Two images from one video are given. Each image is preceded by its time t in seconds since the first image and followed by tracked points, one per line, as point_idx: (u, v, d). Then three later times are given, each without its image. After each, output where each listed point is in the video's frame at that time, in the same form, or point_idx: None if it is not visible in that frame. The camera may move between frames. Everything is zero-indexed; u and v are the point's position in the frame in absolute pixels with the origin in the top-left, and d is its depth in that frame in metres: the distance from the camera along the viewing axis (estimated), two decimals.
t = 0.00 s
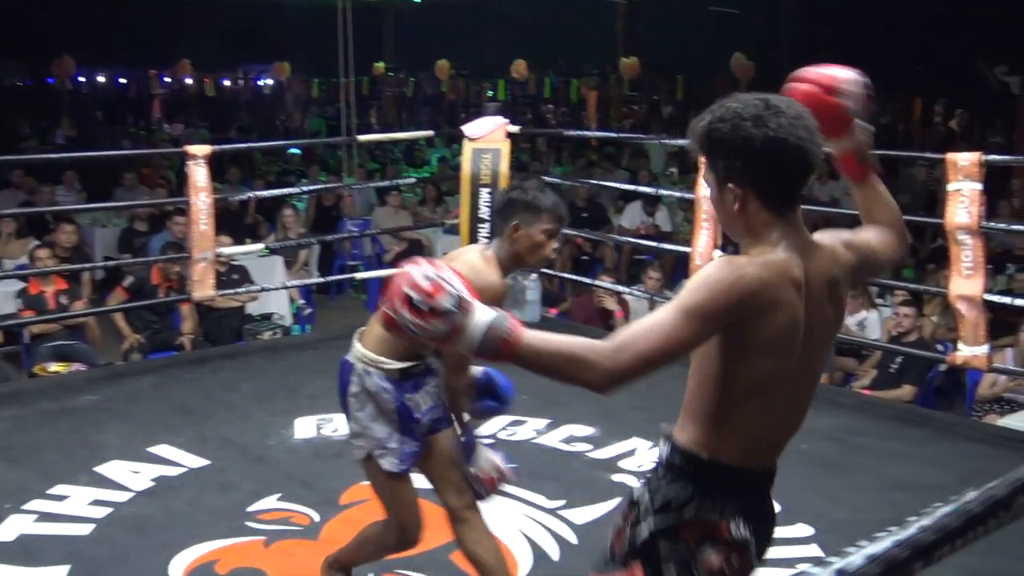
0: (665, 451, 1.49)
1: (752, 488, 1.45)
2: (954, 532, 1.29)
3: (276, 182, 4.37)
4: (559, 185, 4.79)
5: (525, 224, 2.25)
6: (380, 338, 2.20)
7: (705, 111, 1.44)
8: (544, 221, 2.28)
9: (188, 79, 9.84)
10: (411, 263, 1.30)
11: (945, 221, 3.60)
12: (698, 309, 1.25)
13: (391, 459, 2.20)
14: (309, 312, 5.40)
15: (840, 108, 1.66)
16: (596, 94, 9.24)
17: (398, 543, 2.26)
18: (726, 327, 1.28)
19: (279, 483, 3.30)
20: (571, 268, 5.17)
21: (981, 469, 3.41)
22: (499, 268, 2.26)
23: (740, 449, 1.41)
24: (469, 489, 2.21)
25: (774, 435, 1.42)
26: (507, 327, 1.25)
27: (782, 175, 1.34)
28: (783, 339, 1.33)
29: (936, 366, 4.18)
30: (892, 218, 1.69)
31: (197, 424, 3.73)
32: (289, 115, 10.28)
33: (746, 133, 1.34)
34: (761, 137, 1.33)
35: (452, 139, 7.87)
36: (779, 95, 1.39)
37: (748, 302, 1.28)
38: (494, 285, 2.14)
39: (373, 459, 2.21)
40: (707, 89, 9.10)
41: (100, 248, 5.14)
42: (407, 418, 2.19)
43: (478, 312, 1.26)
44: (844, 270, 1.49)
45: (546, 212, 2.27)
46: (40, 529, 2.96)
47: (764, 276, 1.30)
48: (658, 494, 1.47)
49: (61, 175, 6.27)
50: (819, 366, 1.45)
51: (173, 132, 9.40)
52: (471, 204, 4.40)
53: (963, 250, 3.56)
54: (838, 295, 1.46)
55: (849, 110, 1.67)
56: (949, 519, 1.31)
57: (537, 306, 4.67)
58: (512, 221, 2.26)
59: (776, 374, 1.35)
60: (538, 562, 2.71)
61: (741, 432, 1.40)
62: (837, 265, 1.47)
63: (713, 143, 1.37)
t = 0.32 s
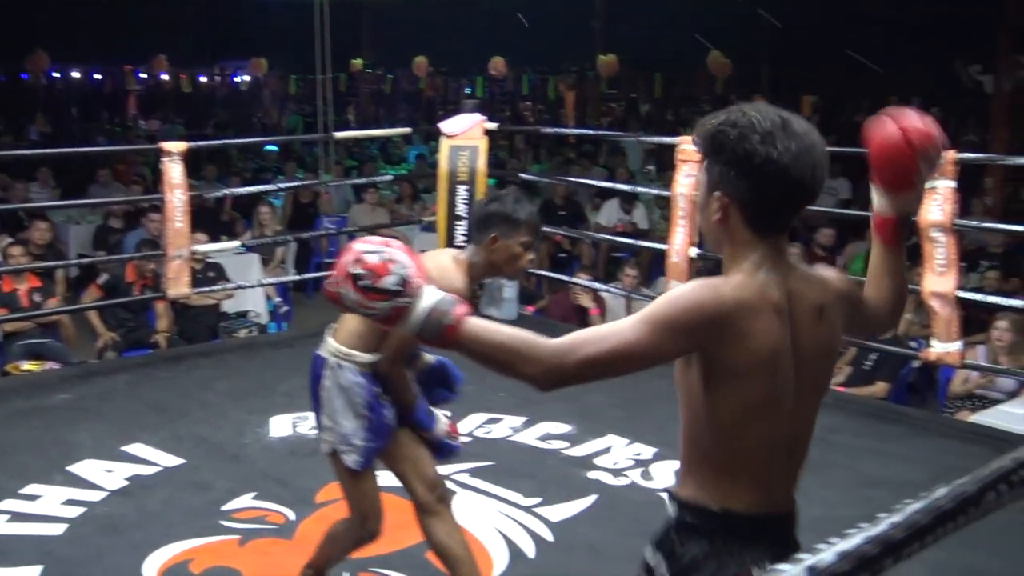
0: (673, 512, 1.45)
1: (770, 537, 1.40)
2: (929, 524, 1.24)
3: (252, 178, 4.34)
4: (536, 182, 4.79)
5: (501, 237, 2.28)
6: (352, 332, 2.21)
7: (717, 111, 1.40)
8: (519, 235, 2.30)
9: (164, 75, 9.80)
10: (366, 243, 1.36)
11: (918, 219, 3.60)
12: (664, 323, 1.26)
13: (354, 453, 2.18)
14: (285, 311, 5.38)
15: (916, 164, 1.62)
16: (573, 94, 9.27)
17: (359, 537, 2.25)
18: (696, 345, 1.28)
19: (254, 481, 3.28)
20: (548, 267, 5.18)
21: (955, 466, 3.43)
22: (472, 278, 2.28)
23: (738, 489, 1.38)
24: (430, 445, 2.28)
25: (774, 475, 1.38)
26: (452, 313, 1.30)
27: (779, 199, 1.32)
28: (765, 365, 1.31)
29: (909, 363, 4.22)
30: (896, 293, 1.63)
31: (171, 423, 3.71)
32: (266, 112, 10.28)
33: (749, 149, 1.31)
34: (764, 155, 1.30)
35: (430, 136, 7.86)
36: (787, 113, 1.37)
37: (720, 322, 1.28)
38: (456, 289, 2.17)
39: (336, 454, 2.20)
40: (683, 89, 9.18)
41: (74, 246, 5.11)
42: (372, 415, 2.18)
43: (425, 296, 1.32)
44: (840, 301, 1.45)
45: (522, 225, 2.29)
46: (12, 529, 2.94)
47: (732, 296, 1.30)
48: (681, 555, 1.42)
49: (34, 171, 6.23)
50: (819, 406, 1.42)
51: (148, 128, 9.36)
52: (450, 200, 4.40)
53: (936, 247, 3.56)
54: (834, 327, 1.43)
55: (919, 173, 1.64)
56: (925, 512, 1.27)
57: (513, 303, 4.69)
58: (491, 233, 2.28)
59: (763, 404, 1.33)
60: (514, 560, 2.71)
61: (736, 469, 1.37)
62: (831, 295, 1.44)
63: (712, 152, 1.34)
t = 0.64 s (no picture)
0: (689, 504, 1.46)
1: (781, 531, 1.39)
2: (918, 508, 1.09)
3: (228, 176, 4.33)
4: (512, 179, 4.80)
5: (474, 236, 2.30)
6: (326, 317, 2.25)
7: (713, 95, 1.37)
8: (492, 235, 2.33)
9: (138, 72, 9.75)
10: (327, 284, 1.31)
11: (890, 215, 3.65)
12: (639, 326, 1.27)
13: (321, 435, 2.25)
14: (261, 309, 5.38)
15: (923, 238, 1.60)
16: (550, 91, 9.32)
17: (325, 521, 2.27)
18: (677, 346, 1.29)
19: (231, 480, 3.28)
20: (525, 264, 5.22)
21: (926, 460, 3.47)
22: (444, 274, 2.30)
23: (741, 486, 1.37)
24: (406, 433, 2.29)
25: (778, 470, 1.37)
26: (418, 339, 1.26)
27: (764, 194, 1.29)
28: (750, 361, 1.30)
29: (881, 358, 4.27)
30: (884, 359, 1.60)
31: (147, 421, 3.70)
32: (242, 109, 10.24)
33: (734, 142, 1.28)
34: (750, 145, 1.27)
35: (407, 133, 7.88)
36: (778, 98, 1.33)
37: (700, 320, 1.28)
38: (428, 281, 2.20)
39: (302, 436, 2.26)
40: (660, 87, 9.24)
41: (48, 243, 5.08)
42: (338, 402, 2.24)
43: (391, 325, 1.26)
44: (844, 294, 1.41)
45: (494, 227, 2.33)
46: None
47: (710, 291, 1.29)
48: (694, 551, 1.44)
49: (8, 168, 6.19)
50: (826, 397, 1.39)
51: (123, 125, 9.34)
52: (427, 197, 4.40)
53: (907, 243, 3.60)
54: (837, 318, 1.39)
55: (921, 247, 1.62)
56: (913, 494, 1.12)
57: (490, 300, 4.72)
58: (465, 232, 2.30)
59: (753, 401, 1.32)
60: (490, 556, 2.72)
61: (735, 465, 1.37)
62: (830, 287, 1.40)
63: (699, 142, 1.32)
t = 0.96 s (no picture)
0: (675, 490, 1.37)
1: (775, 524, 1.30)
2: (887, 503, 1.05)
3: (207, 172, 4.32)
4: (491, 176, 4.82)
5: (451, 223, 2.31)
6: (307, 304, 2.39)
7: (716, 61, 1.27)
8: (469, 220, 2.33)
9: (118, 68, 9.89)
10: (327, 396, 1.26)
11: (866, 213, 3.68)
12: (638, 312, 1.18)
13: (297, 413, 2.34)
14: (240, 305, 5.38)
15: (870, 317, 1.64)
16: (530, 89, 9.44)
17: (298, 502, 2.29)
18: (677, 328, 1.19)
19: (209, 479, 3.27)
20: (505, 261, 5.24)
21: (900, 455, 3.51)
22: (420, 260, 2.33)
23: (737, 477, 1.28)
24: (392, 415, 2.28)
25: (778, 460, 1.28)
26: (430, 404, 1.19)
27: (771, 166, 1.19)
28: (752, 345, 1.21)
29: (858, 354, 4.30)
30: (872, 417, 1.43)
31: (124, 419, 3.70)
32: (222, 106, 10.28)
33: (735, 111, 1.18)
34: (748, 118, 1.17)
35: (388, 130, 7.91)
36: (784, 63, 1.23)
37: (701, 299, 1.19)
38: (401, 268, 2.25)
39: (280, 415, 2.34)
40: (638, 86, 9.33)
41: (26, 240, 5.07)
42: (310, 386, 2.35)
43: (399, 404, 1.20)
44: (860, 273, 1.31)
45: (472, 211, 2.33)
46: None
47: (712, 272, 1.19)
48: (672, 536, 1.36)
49: None
50: (835, 384, 1.29)
51: (102, 121, 9.41)
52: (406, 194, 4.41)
53: (883, 241, 3.64)
54: (852, 300, 1.28)
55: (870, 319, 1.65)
56: (882, 489, 1.08)
57: (469, 297, 4.73)
58: (442, 218, 2.32)
59: (753, 385, 1.23)
60: (468, 554, 2.72)
61: (731, 453, 1.27)
62: (847, 265, 1.29)
63: (700, 114, 1.23)
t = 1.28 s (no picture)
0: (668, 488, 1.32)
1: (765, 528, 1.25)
2: (856, 499, 0.96)
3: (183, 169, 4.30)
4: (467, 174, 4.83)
5: (429, 206, 2.36)
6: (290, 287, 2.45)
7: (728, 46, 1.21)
8: (448, 205, 2.37)
9: (94, 64, 9.91)
10: (363, 502, 1.19)
11: (839, 212, 3.71)
12: (638, 311, 1.13)
13: (275, 389, 2.40)
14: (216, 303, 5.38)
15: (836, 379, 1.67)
16: (507, 85, 9.53)
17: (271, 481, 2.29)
18: (674, 329, 1.14)
19: (183, 477, 3.27)
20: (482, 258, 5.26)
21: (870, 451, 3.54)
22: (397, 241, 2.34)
23: (730, 479, 1.24)
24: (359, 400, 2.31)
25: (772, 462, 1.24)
26: (468, 479, 1.13)
27: (779, 156, 1.13)
28: (751, 345, 1.16)
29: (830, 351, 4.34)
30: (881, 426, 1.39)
31: (99, 417, 3.69)
32: (199, 103, 10.30)
33: (744, 96, 1.12)
34: (758, 100, 1.11)
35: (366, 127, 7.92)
36: (798, 49, 1.17)
37: (698, 298, 1.14)
38: (374, 245, 2.28)
39: (259, 392, 2.41)
40: (615, 84, 9.39)
41: None
42: (290, 365, 2.42)
43: (439, 487, 1.14)
44: (868, 273, 1.25)
45: (450, 195, 2.37)
46: None
47: (715, 269, 1.14)
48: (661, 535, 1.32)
49: None
50: (835, 388, 1.24)
51: (78, 118, 9.41)
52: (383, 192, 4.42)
53: (855, 239, 3.67)
54: (856, 301, 1.23)
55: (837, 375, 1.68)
56: (853, 484, 0.98)
57: (446, 295, 4.74)
58: (419, 203, 2.37)
59: (751, 386, 1.18)
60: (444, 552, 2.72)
61: (722, 453, 1.22)
62: (855, 265, 1.24)
63: (707, 99, 1.17)
